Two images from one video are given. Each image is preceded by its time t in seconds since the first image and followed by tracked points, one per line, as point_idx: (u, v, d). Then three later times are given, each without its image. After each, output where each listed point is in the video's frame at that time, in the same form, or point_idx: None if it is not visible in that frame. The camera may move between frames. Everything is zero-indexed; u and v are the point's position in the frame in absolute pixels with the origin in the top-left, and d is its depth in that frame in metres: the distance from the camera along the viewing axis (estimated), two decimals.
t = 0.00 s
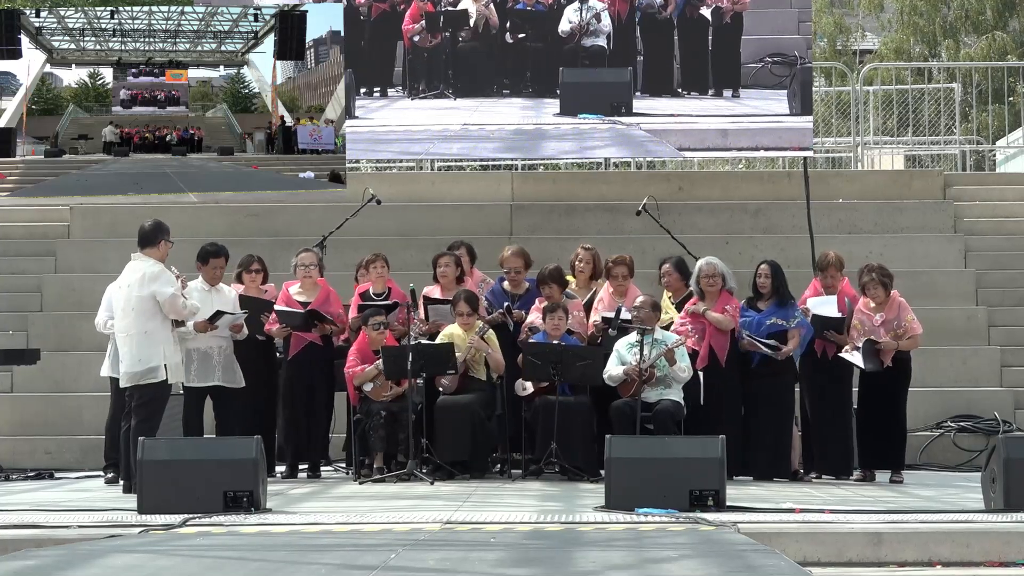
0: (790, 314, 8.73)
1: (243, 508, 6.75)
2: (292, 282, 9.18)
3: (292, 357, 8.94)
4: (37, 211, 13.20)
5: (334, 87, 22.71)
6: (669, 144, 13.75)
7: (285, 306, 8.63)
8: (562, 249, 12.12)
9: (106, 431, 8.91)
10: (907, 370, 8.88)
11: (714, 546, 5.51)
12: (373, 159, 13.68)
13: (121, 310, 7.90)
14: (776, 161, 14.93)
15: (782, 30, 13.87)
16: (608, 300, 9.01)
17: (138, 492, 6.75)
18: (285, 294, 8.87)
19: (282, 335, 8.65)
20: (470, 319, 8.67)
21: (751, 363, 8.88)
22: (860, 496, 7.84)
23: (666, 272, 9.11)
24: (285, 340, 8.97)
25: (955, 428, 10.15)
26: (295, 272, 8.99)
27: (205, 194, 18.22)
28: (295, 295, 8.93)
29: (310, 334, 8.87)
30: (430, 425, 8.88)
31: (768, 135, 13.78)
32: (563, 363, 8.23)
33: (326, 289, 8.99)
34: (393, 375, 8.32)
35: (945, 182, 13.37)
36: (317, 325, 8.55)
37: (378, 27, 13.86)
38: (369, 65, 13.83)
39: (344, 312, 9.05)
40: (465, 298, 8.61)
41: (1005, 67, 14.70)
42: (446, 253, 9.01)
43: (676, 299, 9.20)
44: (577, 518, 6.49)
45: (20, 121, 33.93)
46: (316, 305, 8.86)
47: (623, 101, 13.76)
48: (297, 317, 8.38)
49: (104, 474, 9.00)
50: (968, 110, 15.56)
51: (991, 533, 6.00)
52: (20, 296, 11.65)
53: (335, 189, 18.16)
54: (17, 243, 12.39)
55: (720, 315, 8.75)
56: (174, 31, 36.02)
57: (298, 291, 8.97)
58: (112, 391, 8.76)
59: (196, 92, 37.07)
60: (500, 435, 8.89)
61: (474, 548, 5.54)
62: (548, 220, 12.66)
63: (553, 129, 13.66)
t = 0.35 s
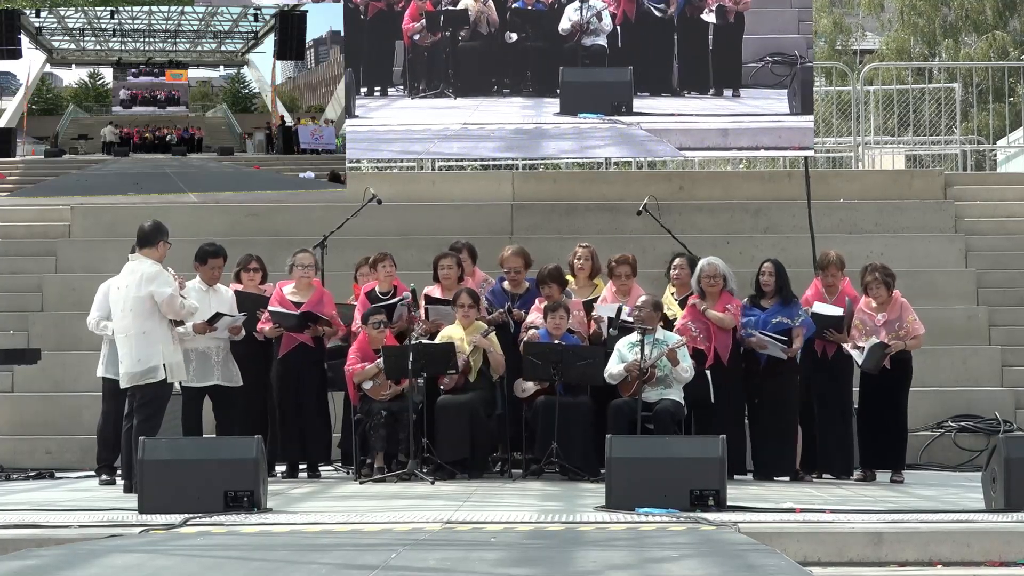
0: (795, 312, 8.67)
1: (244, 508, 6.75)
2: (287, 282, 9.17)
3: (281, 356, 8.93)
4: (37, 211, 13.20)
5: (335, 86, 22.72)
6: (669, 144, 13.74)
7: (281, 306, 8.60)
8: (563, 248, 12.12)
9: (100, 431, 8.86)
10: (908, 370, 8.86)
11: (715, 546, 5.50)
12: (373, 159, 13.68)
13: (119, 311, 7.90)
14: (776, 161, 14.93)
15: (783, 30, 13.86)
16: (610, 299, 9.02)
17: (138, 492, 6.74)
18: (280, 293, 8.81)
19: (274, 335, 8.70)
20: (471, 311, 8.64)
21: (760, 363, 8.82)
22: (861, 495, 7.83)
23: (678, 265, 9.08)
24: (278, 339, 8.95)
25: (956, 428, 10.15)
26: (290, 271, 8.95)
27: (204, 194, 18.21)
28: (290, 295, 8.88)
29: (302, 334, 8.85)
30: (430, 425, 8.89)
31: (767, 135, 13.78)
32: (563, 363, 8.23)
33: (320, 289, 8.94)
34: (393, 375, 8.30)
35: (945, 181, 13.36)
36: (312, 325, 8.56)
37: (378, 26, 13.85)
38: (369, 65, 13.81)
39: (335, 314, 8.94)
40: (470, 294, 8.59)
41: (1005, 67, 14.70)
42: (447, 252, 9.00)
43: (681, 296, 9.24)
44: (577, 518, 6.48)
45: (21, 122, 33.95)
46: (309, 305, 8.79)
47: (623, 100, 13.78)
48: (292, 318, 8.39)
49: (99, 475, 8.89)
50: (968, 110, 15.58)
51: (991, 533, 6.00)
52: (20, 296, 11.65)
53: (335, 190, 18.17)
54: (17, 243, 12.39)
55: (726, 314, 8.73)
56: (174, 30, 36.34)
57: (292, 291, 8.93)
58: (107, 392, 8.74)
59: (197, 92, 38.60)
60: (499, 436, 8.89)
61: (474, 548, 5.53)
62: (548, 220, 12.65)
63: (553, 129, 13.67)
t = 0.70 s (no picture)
0: (797, 312, 8.71)
1: (243, 508, 6.75)
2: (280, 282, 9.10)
3: (280, 357, 8.92)
4: (38, 211, 13.20)
5: (335, 86, 22.72)
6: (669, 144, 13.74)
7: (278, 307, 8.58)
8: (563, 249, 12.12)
9: (94, 427, 8.84)
10: (908, 369, 8.85)
11: (715, 546, 5.50)
12: (373, 159, 13.69)
13: (118, 312, 7.88)
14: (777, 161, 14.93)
15: (783, 30, 13.85)
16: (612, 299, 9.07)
17: (139, 492, 6.74)
18: (275, 294, 8.85)
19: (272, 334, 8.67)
20: (466, 314, 8.63)
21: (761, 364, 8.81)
22: (861, 495, 7.83)
23: (680, 264, 9.11)
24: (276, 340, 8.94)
25: (955, 428, 10.15)
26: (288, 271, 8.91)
27: (205, 194, 18.20)
28: (285, 296, 8.88)
29: (299, 334, 8.85)
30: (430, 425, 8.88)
31: (768, 135, 13.78)
32: (564, 363, 8.23)
33: (316, 290, 8.90)
34: (393, 375, 8.30)
35: (945, 181, 13.36)
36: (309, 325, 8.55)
37: (378, 26, 13.84)
38: (369, 65, 13.80)
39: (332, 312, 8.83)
40: (466, 294, 8.60)
41: (1006, 68, 14.70)
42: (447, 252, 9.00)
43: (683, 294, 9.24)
44: (577, 518, 6.48)
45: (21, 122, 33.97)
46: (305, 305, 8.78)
47: (623, 100, 13.79)
48: (289, 318, 8.36)
49: (98, 476, 8.87)
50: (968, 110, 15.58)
51: (991, 533, 5.99)
52: (20, 296, 11.65)
53: (335, 190, 18.17)
54: (17, 243, 12.39)
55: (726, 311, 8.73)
56: (174, 30, 36.35)
57: (287, 291, 8.92)
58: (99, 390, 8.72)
59: (197, 93, 38.36)
60: (499, 436, 8.88)
61: (474, 548, 5.53)
62: (548, 220, 12.65)
63: (554, 129, 13.67)
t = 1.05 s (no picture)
0: (801, 316, 8.69)
1: (244, 508, 6.75)
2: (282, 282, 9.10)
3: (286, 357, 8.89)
4: (38, 211, 13.20)
5: (334, 86, 22.71)
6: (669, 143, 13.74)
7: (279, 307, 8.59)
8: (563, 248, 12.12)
9: (92, 428, 8.81)
10: (909, 370, 8.81)
11: (715, 546, 5.50)
12: (373, 159, 13.68)
13: (119, 312, 7.87)
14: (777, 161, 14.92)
15: (783, 29, 13.85)
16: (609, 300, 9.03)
17: (139, 492, 6.73)
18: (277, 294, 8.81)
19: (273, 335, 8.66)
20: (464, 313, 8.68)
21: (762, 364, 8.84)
22: (861, 496, 7.83)
23: (678, 264, 9.10)
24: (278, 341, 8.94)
25: (956, 428, 10.15)
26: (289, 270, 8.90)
27: (204, 194, 18.20)
28: (286, 295, 8.87)
29: (301, 334, 8.84)
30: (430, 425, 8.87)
31: (768, 135, 13.78)
32: (564, 363, 8.23)
33: (318, 289, 8.89)
34: (393, 375, 8.30)
35: (946, 181, 13.36)
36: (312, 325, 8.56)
37: (378, 26, 13.84)
38: (369, 65, 13.81)
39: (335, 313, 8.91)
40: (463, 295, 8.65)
41: (1006, 68, 14.70)
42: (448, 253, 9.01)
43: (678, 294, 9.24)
44: (578, 518, 6.48)
45: (21, 122, 33.98)
46: (308, 305, 8.76)
47: (623, 100, 13.79)
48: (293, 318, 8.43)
49: (98, 476, 8.85)
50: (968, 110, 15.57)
51: (991, 533, 5.99)
52: (20, 296, 11.65)
53: (336, 189, 18.17)
54: (17, 243, 12.39)
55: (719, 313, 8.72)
56: (173, 30, 36.82)
57: (289, 291, 8.91)
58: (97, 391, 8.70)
59: (197, 93, 38.40)
60: (499, 436, 8.88)
61: (474, 548, 5.53)
62: (548, 220, 12.65)
63: (554, 129, 13.67)
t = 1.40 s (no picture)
0: (807, 312, 8.70)
1: (244, 508, 6.76)
2: (284, 281, 9.08)
3: (283, 357, 8.92)
4: (37, 211, 13.20)
5: (334, 86, 22.72)
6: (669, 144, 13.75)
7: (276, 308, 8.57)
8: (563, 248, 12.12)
9: (93, 431, 8.79)
10: (908, 369, 8.84)
11: (715, 546, 5.50)
12: (373, 159, 13.65)
13: (132, 313, 7.84)
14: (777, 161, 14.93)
15: (783, 29, 13.86)
16: (607, 300, 9.02)
17: (138, 492, 6.73)
18: (277, 294, 8.84)
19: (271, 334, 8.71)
20: (467, 314, 8.70)
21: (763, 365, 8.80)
22: (861, 495, 7.84)
23: (671, 263, 9.14)
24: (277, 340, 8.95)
25: (956, 428, 10.15)
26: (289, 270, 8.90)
27: (204, 194, 18.20)
28: (286, 296, 8.88)
29: (301, 334, 8.85)
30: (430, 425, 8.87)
31: (767, 135, 13.78)
32: (564, 363, 8.23)
33: (318, 289, 8.89)
34: (394, 375, 8.30)
35: (946, 182, 13.36)
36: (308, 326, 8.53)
37: (378, 26, 13.85)
38: (369, 65, 13.82)
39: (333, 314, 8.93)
40: (465, 294, 8.66)
41: (1006, 68, 14.71)
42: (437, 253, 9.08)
43: (670, 292, 9.26)
44: (578, 518, 6.49)
45: (21, 122, 33.99)
46: (306, 305, 8.77)
47: (623, 100, 13.79)
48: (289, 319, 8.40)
49: (99, 475, 8.85)
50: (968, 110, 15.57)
51: (991, 533, 5.99)
52: (20, 296, 11.65)
53: (336, 189, 18.19)
54: (17, 243, 12.39)
55: (715, 316, 8.75)
56: (173, 30, 35.96)
57: (289, 291, 8.92)
58: (98, 392, 8.70)
59: (196, 92, 39.05)
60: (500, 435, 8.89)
61: (474, 548, 5.53)
62: (548, 220, 12.65)
63: (553, 129, 13.67)
